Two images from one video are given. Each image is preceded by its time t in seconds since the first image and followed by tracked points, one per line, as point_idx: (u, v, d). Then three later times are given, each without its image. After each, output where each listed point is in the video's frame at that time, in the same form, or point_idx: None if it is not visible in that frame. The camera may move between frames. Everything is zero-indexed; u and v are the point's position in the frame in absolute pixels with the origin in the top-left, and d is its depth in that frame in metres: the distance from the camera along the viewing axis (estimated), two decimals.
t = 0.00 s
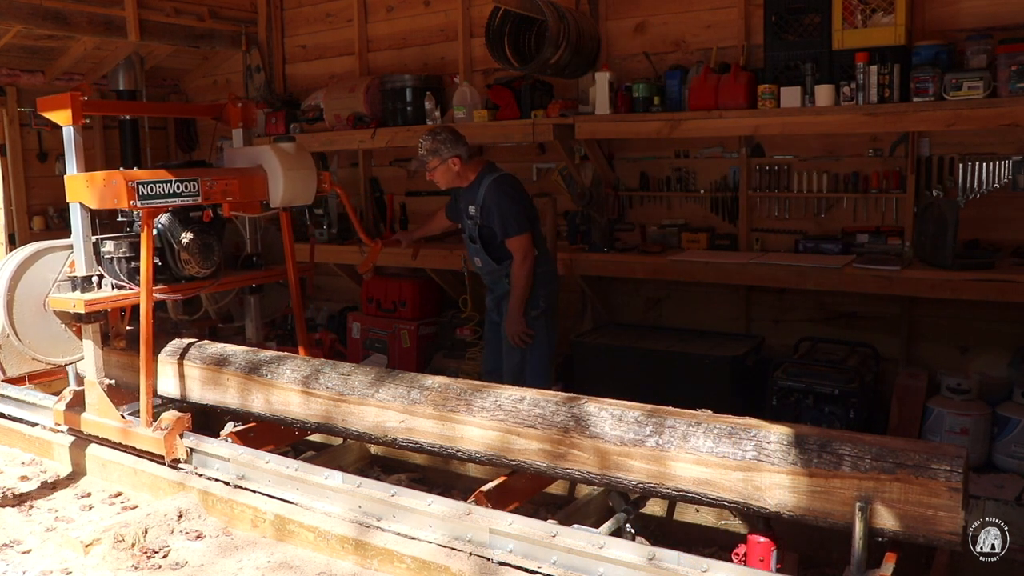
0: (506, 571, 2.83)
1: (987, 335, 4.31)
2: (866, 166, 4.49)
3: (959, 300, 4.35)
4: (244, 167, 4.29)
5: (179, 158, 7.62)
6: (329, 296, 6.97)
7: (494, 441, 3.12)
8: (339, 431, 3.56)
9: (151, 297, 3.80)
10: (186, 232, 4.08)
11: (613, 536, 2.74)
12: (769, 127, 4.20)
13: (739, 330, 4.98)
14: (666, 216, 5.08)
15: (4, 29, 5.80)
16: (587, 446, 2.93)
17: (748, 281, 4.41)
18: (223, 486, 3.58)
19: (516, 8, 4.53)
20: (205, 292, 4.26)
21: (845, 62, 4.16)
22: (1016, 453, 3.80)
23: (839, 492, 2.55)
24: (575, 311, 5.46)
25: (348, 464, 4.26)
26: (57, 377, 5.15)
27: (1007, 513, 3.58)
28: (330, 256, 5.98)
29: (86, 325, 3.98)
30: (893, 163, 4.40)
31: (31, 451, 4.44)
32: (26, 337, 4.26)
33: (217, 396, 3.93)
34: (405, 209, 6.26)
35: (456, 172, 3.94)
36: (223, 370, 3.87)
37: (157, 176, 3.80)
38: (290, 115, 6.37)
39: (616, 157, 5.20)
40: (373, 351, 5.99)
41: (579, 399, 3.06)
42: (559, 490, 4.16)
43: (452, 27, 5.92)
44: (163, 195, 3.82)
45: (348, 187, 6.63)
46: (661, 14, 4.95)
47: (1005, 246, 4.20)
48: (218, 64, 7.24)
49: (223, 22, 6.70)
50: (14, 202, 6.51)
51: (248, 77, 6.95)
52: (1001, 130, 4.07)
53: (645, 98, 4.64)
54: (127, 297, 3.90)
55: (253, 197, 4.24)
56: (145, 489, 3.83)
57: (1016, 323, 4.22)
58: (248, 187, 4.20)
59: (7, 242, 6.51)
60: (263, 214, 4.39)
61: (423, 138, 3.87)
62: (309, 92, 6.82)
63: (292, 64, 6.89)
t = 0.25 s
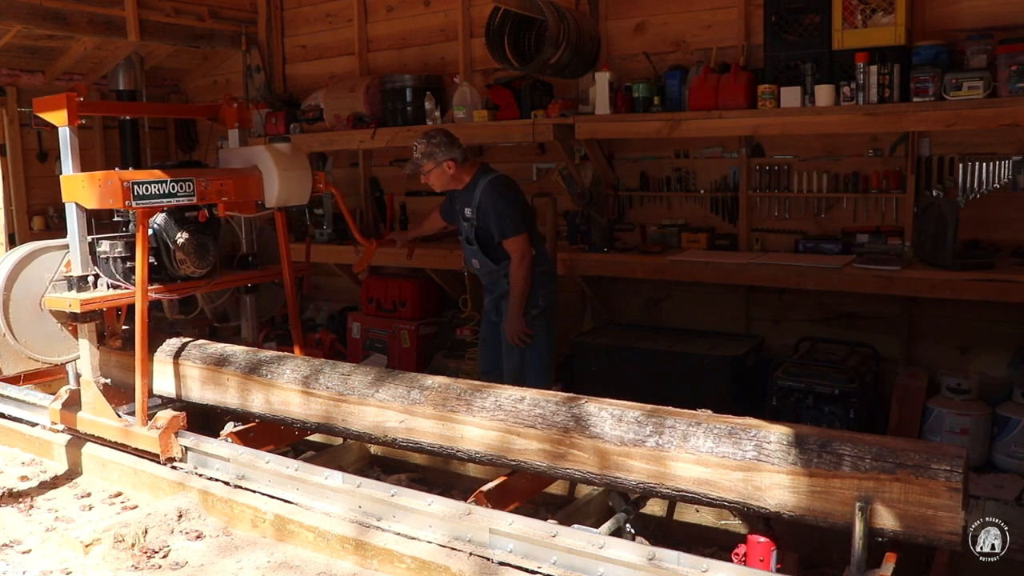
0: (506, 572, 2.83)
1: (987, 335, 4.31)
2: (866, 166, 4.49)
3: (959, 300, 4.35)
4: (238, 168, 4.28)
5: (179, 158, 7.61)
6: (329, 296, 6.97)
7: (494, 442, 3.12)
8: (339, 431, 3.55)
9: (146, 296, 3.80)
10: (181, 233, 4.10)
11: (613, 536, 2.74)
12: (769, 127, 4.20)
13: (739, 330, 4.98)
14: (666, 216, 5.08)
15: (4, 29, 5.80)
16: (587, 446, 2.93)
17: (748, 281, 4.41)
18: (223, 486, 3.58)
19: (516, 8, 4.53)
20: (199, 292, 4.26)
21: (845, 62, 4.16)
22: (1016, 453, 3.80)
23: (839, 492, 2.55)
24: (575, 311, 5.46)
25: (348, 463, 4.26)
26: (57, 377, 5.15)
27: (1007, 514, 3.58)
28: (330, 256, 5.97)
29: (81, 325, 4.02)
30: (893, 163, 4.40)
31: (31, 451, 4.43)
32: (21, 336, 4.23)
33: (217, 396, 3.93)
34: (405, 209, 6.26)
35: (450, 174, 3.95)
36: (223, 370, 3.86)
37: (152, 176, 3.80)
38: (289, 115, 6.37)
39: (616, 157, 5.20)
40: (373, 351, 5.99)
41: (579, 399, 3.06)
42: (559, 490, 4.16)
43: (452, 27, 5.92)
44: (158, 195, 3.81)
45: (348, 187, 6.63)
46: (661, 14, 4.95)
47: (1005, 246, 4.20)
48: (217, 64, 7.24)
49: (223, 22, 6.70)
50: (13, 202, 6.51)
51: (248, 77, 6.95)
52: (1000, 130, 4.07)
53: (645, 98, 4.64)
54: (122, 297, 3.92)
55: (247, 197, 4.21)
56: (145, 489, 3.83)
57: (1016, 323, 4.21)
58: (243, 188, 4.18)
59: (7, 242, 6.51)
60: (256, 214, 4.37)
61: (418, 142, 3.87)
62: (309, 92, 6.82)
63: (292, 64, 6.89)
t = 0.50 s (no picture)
0: (506, 572, 2.83)
1: (987, 335, 4.31)
2: (866, 166, 4.48)
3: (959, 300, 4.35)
4: (234, 168, 4.28)
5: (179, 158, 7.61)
6: (328, 296, 6.97)
7: (494, 442, 3.12)
8: (339, 431, 3.55)
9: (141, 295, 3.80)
10: (177, 232, 4.09)
11: (613, 536, 2.74)
12: (769, 127, 4.20)
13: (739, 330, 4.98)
14: (666, 216, 5.08)
15: (4, 29, 5.80)
16: (587, 446, 2.93)
17: (748, 281, 4.41)
18: (223, 486, 3.58)
19: (516, 8, 4.53)
20: (195, 292, 4.25)
21: (845, 62, 4.16)
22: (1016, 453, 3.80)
23: (839, 492, 2.54)
24: (575, 311, 5.46)
25: (348, 463, 4.26)
26: (57, 377, 5.15)
27: (1007, 514, 3.58)
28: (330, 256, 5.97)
29: (77, 325, 4.04)
30: (893, 163, 4.39)
31: (31, 451, 4.43)
32: (17, 336, 4.24)
33: (217, 396, 3.93)
34: (405, 209, 6.26)
35: (446, 175, 3.95)
36: (223, 370, 3.86)
37: (147, 176, 3.80)
38: (289, 115, 6.36)
39: (616, 157, 5.20)
40: (373, 351, 5.99)
41: (579, 399, 3.05)
42: (559, 490, 4.16)
43: (452, 27, 5.92)
44: (153, 195, 3.81)
45: (347, 187, 6.64)
46: (661, 14, 4.95)
47: (1005, 246, 4.19)
48: (217, 64, 7.24)
49: (223, 22, 6.69)
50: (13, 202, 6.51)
51: (248, 77, 6.95)
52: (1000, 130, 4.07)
53: (645, 98, 4.64)
54: (118, 297, 3.92)
55: (243, 197, 4.22)
56: (145, 490, 3.82)
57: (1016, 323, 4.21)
58: (238, 188, 4.19)
59: (7, 242, 6.52)
60: (251, 213, 4.37)
61: (413, 143, 3.87)
62: (309, 92, 6.82)
63: (292, 64, 6.89)
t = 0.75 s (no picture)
0: (506, 572, 2.83)
1: (987, 335, 4.31)
2: (866, 166, 4.48)
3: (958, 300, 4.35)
4: (229, 168, 4.27)
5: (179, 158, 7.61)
6: (328, 296, 6.97)
7: (494, 442, 3.12)
8: (339, 431, 3.55)
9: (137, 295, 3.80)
10: (173, 232, 4.09)
11: (613, 536, 2.74)
12: (769, 127, 4.20)
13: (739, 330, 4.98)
14: (666, 216, 5.08)
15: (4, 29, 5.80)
16: (587, 446, 2.93)
17: (748, 281, 4.41)
18: (223, 486, 3.58)
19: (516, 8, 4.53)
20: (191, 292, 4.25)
21: (845, 62, 4.16)
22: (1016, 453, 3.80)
23: (839, 492, 2.54)
24: (575, 311, 5.46)
25: (348, 463, 4.26)
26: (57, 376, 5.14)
27: (1007, 514, 3.58)
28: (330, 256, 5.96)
29: (73, 324, 3.97)
30: (893, 163, 4.39)
31: (31, 451, 4.42)
32: (14, 334, 4.29)
33: (217, 396, 3.93)
34: (405, 209, 6.25)
35: (441, 176, 3.95)
36: (223, 370, 3.86)
37: (142, 176, 3.80)
38: (289, 115, 6.36)
39: (616, 157, 5.20)
40: (374, 351, 5.99)
41: (579, 399, 3.05)
42: (559, 490, 4.17)
43: (452, 27, 5.92)
44: (148, 195, 3.81)
45: (347, 187, 6.64)
46: (661, 14, 4.95)
47: (1005, 245, 4.19)
48: (217, 64, 7.24)
49: (223, 22, 6.69)
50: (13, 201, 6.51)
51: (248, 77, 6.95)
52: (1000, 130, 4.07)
53: (645, 98, 4.64)
54: (115, 296, 3.93)
55: (238, 197, 4.22)
56: (145, 490, 3.82)
57: (1016, 323, 4.21)
58: (234, 188, 4.19)
59: (7, 242, 6.52)
60: (247, 214, 4.37)
61: (409, 144, 3.88)
62: (309, 92, 6.82)
63: (292, 64, 6.89)
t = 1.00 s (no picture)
0: (506, 572, 2.83)
1: (986, 335, 4.31)
2: (866, 166, 4.48)
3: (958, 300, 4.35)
4: (226, 168, 4.27)
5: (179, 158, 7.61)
6: (328, 296, 6.97)
7: (493, 442, 3.12)
8: (339, 431, 3.55)
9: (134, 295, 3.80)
10: (169, 232, 4.10)
11: (613, 536, 2.74)
12: (769, 127, 4.20)
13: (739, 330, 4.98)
14: (666, 216, 5.08)
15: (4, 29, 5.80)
16: (587, 446, 2.93)
17: (747, 281, 4.41)
18: (223, 486, 3.58)
19: (516, 8, 4.53)
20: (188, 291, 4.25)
21: (845, 62, 4.16)
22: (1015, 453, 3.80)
23: (839, 492, 2.54)
24: (575, 311, 5.46)
25: (348, 463, 4.26)
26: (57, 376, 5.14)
27: (1007, 514, 3.58)
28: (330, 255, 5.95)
29: (69, 324, 3.98)
30: (893, 163, 4.39)
31: (31, 451, 4.41)
32: (11, 333, 4.30)
33: (217, 395, 3.93)
34: (405, 209, 6.25)
35: (438, 176, 3.94)
36: (223, 370, 3.86)
37: (138, 176, 3.79)
38: (289, 115, 6.36)
39: (616, 157, 5.20)
40: (374, 351, 5.99)
41: (579, 399, 3.05)
42: (559, 490, 4.17)
43: (452, 27, 5.92)
44: (145, 195, 3.80)
45: (347, 187, 6.64)
46: (661, 14, 4.94)
47: (1005, 246, 4.19)
48: (217, 64, 7.24)
49: (223, 22, 6.69)
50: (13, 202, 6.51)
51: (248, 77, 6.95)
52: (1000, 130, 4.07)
53: (645, 98, 4.64)
54: (112, 295, 3.93)
55: (235, 197, 4.20)
56: (145, 490, 3.82)
57: (1016, 323, 4.21)
58: (230, 188, 4.17)
59: (7, 242, 6.52)
60: (244, 214, 4.36)
61: (405, 144, 3.89)
62: (309, 91, 6.82)
63: (292, 64, 6.89)
